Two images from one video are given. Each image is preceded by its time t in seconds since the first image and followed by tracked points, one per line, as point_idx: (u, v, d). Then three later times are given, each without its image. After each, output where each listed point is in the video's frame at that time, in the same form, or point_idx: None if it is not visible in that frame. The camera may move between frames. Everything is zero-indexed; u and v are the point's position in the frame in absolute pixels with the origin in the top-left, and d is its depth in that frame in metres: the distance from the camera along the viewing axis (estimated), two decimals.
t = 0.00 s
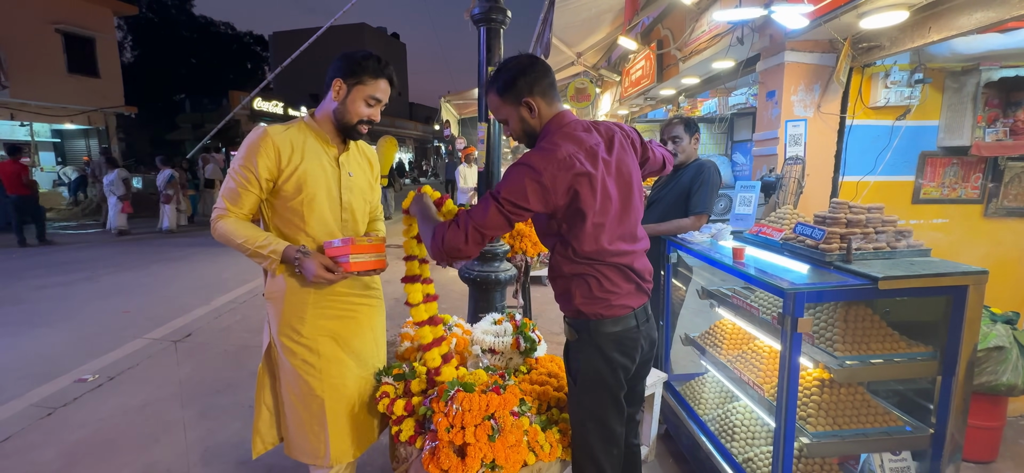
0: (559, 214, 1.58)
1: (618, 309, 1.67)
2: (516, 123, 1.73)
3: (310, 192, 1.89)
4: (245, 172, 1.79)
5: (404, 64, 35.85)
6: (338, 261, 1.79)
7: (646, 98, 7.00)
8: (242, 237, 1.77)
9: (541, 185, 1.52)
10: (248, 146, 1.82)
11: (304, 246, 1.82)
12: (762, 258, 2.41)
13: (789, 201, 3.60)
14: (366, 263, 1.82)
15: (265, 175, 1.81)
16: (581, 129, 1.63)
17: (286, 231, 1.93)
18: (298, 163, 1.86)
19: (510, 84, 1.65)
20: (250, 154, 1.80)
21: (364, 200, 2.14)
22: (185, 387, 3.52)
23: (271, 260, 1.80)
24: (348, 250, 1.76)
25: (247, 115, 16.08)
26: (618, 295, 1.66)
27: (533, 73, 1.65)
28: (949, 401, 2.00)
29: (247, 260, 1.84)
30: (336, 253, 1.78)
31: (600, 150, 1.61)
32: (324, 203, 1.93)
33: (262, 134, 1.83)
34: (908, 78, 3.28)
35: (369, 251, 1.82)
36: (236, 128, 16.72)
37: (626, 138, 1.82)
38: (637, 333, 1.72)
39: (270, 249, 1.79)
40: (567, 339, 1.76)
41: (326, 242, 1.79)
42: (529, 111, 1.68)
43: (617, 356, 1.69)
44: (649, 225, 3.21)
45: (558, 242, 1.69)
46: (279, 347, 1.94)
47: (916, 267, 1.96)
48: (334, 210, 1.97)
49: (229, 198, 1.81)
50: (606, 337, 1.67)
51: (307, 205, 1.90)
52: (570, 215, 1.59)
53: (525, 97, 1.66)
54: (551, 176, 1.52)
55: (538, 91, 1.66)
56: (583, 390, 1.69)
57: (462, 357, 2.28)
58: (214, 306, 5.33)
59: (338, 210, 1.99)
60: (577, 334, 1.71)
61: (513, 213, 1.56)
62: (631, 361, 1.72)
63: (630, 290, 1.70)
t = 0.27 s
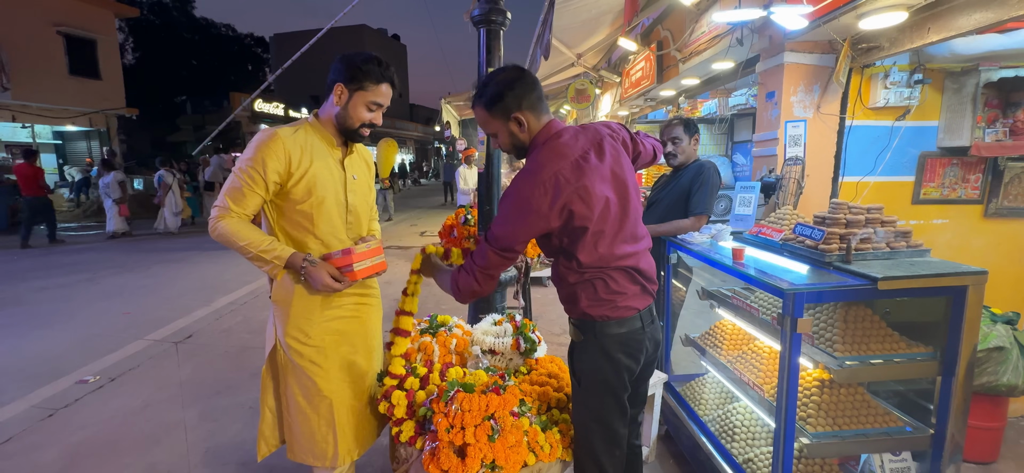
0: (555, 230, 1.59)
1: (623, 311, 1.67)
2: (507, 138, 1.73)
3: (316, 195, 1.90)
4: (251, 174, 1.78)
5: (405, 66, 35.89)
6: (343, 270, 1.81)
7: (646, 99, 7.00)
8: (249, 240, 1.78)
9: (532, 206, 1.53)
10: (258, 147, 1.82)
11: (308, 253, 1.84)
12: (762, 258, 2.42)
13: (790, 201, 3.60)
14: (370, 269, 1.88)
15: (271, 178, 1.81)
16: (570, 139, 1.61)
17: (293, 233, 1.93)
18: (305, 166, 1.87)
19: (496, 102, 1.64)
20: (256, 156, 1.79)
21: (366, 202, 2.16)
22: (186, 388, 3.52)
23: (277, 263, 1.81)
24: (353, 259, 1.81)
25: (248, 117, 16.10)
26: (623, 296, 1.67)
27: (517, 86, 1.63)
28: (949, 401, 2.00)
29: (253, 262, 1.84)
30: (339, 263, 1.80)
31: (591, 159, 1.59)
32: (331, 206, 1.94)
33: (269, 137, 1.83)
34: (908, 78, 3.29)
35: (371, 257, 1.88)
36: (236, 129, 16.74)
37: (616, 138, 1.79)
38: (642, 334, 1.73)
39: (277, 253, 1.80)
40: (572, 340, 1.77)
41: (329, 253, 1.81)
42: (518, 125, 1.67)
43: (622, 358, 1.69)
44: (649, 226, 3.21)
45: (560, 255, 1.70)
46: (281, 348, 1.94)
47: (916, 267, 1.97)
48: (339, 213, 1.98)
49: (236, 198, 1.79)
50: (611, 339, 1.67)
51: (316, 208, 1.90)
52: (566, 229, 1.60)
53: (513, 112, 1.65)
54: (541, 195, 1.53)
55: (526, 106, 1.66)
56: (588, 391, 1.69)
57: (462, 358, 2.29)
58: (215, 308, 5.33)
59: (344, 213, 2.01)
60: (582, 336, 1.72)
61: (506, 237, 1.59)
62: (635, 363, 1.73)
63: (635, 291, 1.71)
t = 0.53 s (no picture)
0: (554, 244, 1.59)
1: (629, 312, 1.67)
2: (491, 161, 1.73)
3: (316, 197, 1.90)
4: (253, 178, 1.79)
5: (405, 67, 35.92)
6: (346, 270, 1.82)
7: (646, 100, 7.00)
8: (251, 243, 1.78)
9: (529, 224, 1.52)
10: (258, 150, 1.82)
11: (311, 254, 1.85)
12: (762, 259, 2.42)
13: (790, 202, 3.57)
14: (373, 270, 1.88)
15: (272, 180, 1.82)
16: (555, 151, 1.61)
17: (294, 236, 1.94)
18: (306, 168, 1.87)
19: (476, 127, 1.64)
20: (257, 159, 1.80)
21: (366, 203, 2.16)
22: (187, 390, 3.53)
23: (281, 265, 1.81)
24: (356, 260, 1.82)
25: (249, 118, 16.12)
26: (628, 298, 1.67)
27: (493, 107, 1.63)
28: (950, 402, 1.99)
29: (256, 265, 1.84)
30: (342, 264, 1.81)
31: (578, 168, 1.59)
32: (331, 208, 1.95)
33: (269, 139, 1.84)
34: (908, 79, 3.28)
35: (374, 259, 1.90)
36: (237, 131, 16.77)
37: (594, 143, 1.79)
38: (649, 336, 1.73)
39: (280, 255, 1.80)
40: (579, 343, 1.77)
41: (332, 254, 1.82)
42: (501, 148, 1.66)
43: (629, 360, 1.69)
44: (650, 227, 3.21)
45: (566, 266, 1.69)
46: (283, 349, 1.94)
47: (915, 268, 1.97)
48: (339, 215, 1.99)
49: (238, 201, 1.80)
50: (617, 341, 1.67)
51: (316, 210, 1.91)
52: (565, 241, 1.60)
53: (493, 135, 1.64)
54: (535, 212, 1.52)
55: (505, 129, 1.64)
56: (595, 394, 1.70)
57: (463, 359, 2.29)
58: (216, 309, 5.34)
59: (344, 215, 2.02)
60: (588, 338, 1.72)
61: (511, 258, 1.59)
62: (642, 365, 1.73)
63: (640, 291, 1.71)
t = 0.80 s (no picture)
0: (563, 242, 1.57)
1: (635, 311, 1.67)
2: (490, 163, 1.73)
3: (317, 198, 1.91)
4: (254, 181, 1.80)
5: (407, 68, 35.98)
6: (353, 264, 1.83)
7: (648, 100, 7.00)
8: (254, 244, 1.79)
9: (539, 221, 1.50)
10: (257, 153, 1.83)
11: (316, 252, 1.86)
12: (764, 259, 2.42)
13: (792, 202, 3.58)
14: (381, 265, 1.87)
15: (273, 182, 1.83)
16: (556, 150, 1.62)
17: (296, 237, 1.94)
18: (306, 169, 1.88)
19: (478, 128, 1.63)
20: (258, 162, 1.81)
21: (368, 203, 2.17)
22: (190, 390, 3.53)
23: (286, 265, 1.82)
24: (364, 253, 1.81)
25: (251, 119, 16.16)
26: (633, 297, 1.67)
27: (495, 108, 1.63)
28: (952, 403, 1.98)
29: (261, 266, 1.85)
30: (349, 257, 1.84)
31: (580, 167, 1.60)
32: (332, 209, 1.96)
33: (269, 142, 1.84)
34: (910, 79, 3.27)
35: (382, 254, 1.88)
36: (239, 132, 16.81)
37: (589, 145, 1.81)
38: (654, 334, 1.73)
39: (285, 255, 1.80)
40: (584, 342, 1.77)
41: (340, 247, 1.86)
42: (501, 149, 1.67)
43: (635, 360, 1.69)
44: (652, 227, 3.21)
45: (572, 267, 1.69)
46: (288, 350, 1.95)
47: (919, 268, 1.96)
48: (341, 215, 1.99)
49: (241, 205, 1.82)
50: (623, 340, 1.67)
51: (317, 210, 1.92)
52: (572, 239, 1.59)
53: (494, 136, 1.64)
54: (544, 209, 1.51)
55: (505, 130, 1.64)
56: (600, 394, 1.70)
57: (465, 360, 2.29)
58: (218, 310, 5.35)
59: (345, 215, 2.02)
60: (594, 338, 1.72)
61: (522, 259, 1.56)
62: (648, 365, 1.73)
63: (644, 290, 1.72)
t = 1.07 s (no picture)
0: (572, 240, 1.56)
1: (643, 310, 1.68)
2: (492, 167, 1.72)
3: (323, 198, 1.91)
4: (261, 178, 1.80)
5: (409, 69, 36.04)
6: (357, 267, 1.83)
7: (650, 100, 6.99)
8: (260, 244, 1.79)
9: (548, 220, 1.50)
10: (264, 152, 1.83)
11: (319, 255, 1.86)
12: (767, 259, 2.41)
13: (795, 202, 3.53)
14: (383, 268, 1.87)
15: (279, 181, 1.83)
16: (558, 151, 1.62)
17: (302, 236, 1.95)
18: (312, 168, 1.88)
19: (479, 131, 1.63)
20: (264, 160, 1.81)
21: (372, 203, 2.17)
22: (194, 391, 3.54)
23: (290, 267, 1.82)
24: (366, 257, 1.83)
25: (254, 121, 16.21)
26: (642, 295, 1.68)
27: (497, 111, 1.63)
28: (958, 403, 1.97)
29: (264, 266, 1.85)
30: (352, 261, 1.82)
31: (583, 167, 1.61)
32: (338, 209, 1.96)
33: (275, 141, 1.85)
34: (914, 77, 3.28)
35: (383, 256, 1.88)
36: (242, 133, 16.86)
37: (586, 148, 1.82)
38: (661, 333, 1.73)
39: (289, 256, 1.81)
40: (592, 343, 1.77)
41: (341, 251, 1.84)
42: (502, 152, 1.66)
43: (644, 359, 1.69)
44: (654, 227, 3.21)
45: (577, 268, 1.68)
46: (292, 350, 1.96)
47: (924, 267, 1.95)
48: (346, 215, 2.00)
49: (245, 203, 1.81)
50: (631, 340, 1.67)
51: (322, 211, 1.92)
52: (582, 238, 1.58)
53: (494, 139, 1.63)
54: (554, 208, 1.50)
55: (506, 133, 1.64)
56: (609, 393, 1.70)
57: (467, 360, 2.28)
58: (222, 310, 5.37)
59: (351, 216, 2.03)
60: (603, 339, 1.71)
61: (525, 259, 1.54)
62: (656, 364, 1.73)
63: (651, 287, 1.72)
